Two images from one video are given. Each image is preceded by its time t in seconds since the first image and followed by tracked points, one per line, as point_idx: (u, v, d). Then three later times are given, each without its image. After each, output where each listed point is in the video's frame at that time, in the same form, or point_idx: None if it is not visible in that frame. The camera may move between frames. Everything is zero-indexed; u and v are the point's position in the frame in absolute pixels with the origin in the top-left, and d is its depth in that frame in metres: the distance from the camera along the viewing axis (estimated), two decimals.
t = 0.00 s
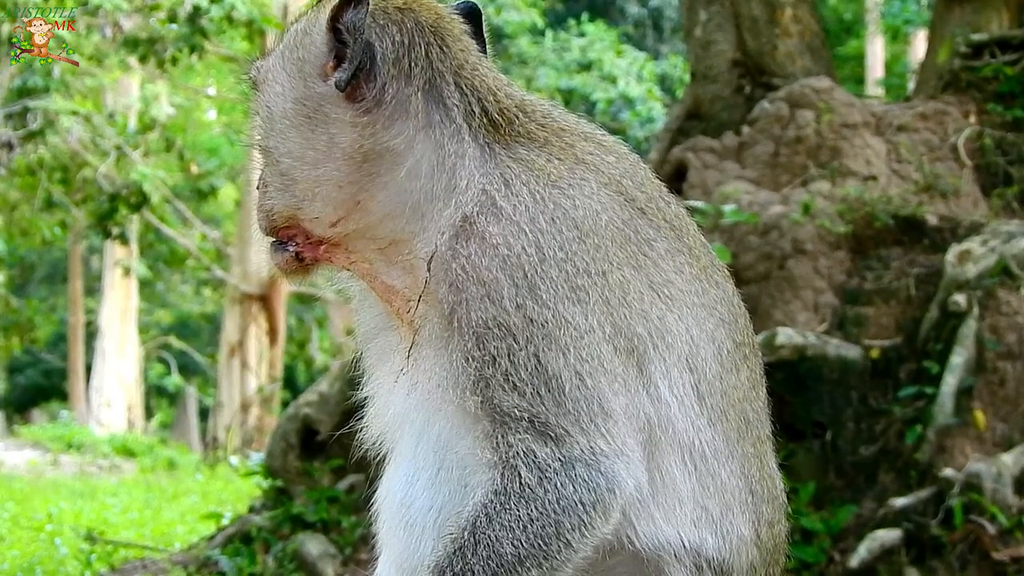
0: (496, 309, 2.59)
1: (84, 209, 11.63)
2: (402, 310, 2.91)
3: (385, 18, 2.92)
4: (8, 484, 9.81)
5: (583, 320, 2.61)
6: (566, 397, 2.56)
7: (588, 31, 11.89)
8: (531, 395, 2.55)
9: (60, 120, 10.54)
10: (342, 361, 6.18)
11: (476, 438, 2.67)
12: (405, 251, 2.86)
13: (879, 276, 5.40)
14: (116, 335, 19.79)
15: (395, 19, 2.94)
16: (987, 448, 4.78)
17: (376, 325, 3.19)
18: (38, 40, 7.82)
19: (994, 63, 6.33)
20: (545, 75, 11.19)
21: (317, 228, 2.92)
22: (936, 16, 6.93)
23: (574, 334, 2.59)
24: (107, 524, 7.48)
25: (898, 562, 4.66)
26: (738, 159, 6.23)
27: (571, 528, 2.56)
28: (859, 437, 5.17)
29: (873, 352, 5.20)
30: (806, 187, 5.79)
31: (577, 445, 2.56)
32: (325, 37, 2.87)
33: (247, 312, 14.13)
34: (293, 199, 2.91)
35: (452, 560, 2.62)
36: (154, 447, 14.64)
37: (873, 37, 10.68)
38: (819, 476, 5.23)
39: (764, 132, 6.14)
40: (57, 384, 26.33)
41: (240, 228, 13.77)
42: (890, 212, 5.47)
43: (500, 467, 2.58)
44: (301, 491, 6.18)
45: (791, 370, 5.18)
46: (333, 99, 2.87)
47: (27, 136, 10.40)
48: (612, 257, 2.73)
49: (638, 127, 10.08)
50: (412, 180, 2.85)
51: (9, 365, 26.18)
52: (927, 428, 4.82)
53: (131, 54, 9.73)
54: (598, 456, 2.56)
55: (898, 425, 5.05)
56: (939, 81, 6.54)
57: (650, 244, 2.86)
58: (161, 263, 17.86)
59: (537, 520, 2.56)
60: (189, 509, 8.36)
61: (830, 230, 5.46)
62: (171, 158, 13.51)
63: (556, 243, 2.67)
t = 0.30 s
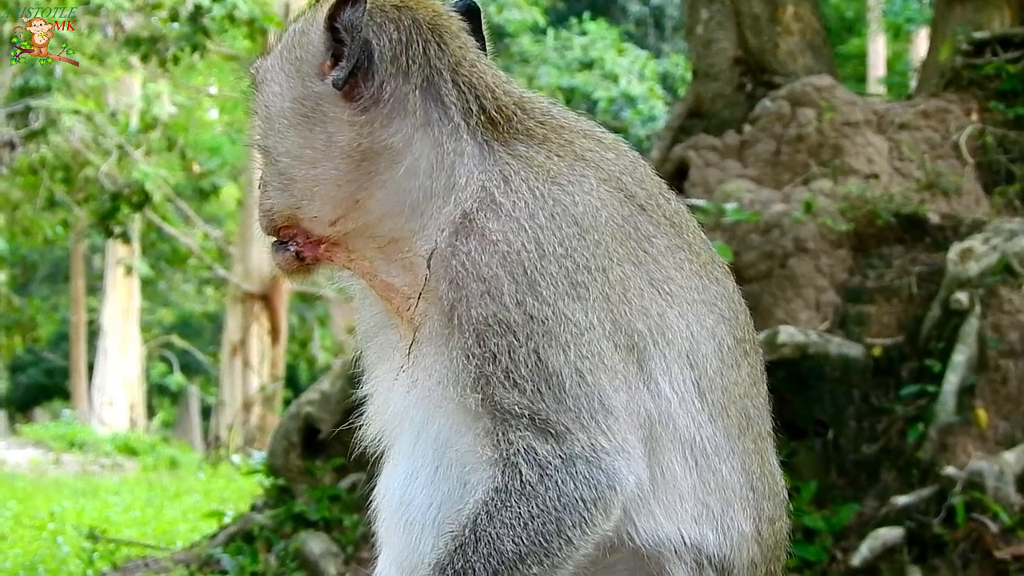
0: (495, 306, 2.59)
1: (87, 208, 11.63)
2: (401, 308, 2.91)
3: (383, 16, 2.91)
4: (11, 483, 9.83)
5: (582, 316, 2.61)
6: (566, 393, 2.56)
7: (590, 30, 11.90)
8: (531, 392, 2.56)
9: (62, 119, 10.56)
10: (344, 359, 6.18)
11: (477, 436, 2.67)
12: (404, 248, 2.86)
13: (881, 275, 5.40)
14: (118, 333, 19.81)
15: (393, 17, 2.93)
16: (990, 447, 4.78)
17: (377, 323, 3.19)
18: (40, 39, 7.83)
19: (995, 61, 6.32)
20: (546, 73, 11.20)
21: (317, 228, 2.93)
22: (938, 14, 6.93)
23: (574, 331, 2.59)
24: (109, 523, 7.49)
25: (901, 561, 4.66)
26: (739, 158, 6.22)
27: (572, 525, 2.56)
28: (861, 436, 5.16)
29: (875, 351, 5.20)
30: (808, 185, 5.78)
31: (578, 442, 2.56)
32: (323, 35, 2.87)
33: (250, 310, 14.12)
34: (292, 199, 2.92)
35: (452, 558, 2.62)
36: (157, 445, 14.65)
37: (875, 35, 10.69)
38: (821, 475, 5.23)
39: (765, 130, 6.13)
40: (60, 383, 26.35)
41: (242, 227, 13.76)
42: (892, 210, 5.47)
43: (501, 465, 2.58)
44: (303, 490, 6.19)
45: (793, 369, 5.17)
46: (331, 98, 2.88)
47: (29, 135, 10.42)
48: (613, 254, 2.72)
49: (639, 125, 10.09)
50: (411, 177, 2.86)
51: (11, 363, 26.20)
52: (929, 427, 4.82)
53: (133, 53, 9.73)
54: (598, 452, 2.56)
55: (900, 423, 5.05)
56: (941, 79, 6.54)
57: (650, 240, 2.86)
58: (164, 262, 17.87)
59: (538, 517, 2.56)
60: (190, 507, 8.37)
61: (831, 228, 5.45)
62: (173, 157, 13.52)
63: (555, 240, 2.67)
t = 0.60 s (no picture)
0: (495, 302, 2.59)
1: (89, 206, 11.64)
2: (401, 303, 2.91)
3: (387, 12, 2.92)
4: (14, 481, 9.85)
5: (582, 312, 2.61)
6: (566, 390, 2.56)
7: (592, 27, 11.90)
8: (531, 388, 2.56)
9: (64, 117, 10.56)
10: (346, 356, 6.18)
11: (477, 432, 2.67)
12: (402, 242, 2.87)
13: (882, 271, 5.40)
14: (121, 332, 19.83)
15: (397, 13, 2.93)
16: (992, 443, 4.78)
17: (376, 318, 3.20)
18: (42, 37, 7.84)
19: (998, 58, 6.32)
20: (548, 71, 11.21)
21: (314, 217, 2.94)
22: (940, 10, 6.92)
23: (573, 327, 2.59)
24: (112, 521, 7.50)
25: (903, 557, 4.65)
26: (741, 155, 6.23)
27: (572, 521, 2.56)
28: (863, 432, 5.16)
29: (877, 347, 5.20)
30: (810, 182, 5.77)
31: (578, 438, 2.56)
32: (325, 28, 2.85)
33: (252, 308, 14.08)
34: (289, 187, 2.93)
35: (452, 554, 2.62)
36: (159, 444, 14.66)
37: (877, 32, 10.69)
38: (823, 472, 5.23)
39: (767, 127, 6.13)
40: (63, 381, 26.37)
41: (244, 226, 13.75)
42: (894, 207, 5.47)
43: (501, 461, 2.58)
44: (305, 487, 6.20)
45: (795, 365, 5.17)
46: (330, 91, 2.87)
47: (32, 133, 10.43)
48: (612, 250, 2.72)
49: (641, 122, 10.10)
50: (411, 173, 2.86)
51: (14, 362, 26.22)
52: (931, 423, 4.80)
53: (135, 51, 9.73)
54: (599, 449, 2.56)
55: (902, 420, 5.05)
56: (943, 76, 6.54)
57: (650, 237, 2.86)
58: (166, 260, 17.88)
59: (538, 514, 2.56)
60: (194, 504, 8.38)
61: (833, 225, 5.44)
62: (176, 155, 13.53)
63: (555, 236, 2.67)
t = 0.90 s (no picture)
0: (497, 299, 2.58)
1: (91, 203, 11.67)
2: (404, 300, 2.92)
3: (400, 7, 2.91)
4: (15, 478, 9.85)
5: (584, 311, 2.61)
6: (569, 388, 2.56)
7: (594, 24, 11.88)
8: (533, 386, 2.56)
9: (65, 115, 10.57)
10: (347, 353, 6.18)
11: (479, 430, 2.67)
12: (405, 238, 2.89)
13: (884, 268, 5.40)
14: (122, 330, 19.82)
15: (409, 8, 2.92)
16: (993, 440, 4.78)
17: (378, 315, 3.20)
18: (40, 35, 7.81)
19: (999, 55, 6.31)
20: (550, 68, 11.20)
21: (314, 208, 2.96)
22: (942, 6, 6.91)
23: (576, 326, 2.59)
24: (113, 518, 7.50)
25: (904, 554, 4.65)
26: (743, 152, 6.23)
27: (574, 520, 2.56)
28: (864, 429, 5.16)
29: (879, 344, 5.19)
30: (811, 179, 5.77)
31: (580, 437, 2.56)
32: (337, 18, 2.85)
33: (253, 306, 14.06)
34: (291, 176, 2.94)
35: (455, 552, 2.62)
36: (160, 442, 14.66)
37: (879, 29, 10.67)
38: (825, 469, 5.24)
39: (769, 124, 6.14)
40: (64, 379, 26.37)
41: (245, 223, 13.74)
42: (895, 204, 5.46)
43: (503, 459, 2.58)
44: (307, 485, 6.20)
45: (797, 362, 5.17)
46: (338, 84, 2.88)
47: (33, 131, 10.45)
48: (615, 248, 2.72)
49: (642, 119, 10.10)
50: (414, 168, 2.86)
51: (15, 360, 26.22)
52: (933, 420, 4.79)
53: (136, 48, 9.71)
54: (601, 447, 2.56)
55: (903, 416, 5.03)
56: (944, 72, 6.54)
57: (652, 236, 2.86)
58: (167, 258, 17.88)
59: (540, 512, 2.56)
60: (195, 502, 8.37)
61: (835, 221, 5.45)
62: (176, 153, 13.53)
63: (558, 235, 2.66)
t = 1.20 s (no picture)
0: (502, 301, 2.59)
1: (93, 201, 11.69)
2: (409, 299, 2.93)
3: (411, 5, 2.91)
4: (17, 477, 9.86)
5: (588, 312, 2.61)
6: (572, 390, 2.57)
7: (595, 23, 11.88)
8: (537, 387, 2.57)
9: (67, 114, 10.57)
10: (350, 352, 6.18)
11: (482, 431, 2.67)
12: (409, 238, 2.90)
13: (886, 267, 5.41)
14: (123, 329, 19.83)
15: (419, 7, 2.93)
16: (995, 439, 4.79)
17: (381, 315, 3.20)
18: (42, 34, 7.78)
19: (1000, 54, 6.32)
20: (551, 67, 11.21)
21: (319, 206, 2.95)
22: (943, 5, 6.91)
23: (579, 328, 2.60)
24: (115, 517, 7.50)
25: (907, 553, 4.65)
26: (745, 151, 6.24)
27: (577, 520, 2.57)
28: (866, 429, 5.17)
29: (880, 344, 5.18)
30: (813, 178, 5.77)
31: (584, 438, 2.57)
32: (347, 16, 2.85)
33: (255, 305, 14.08)
34: (296, 174, 2.93)
35: (458, 552, 2.62)
36: (162, 441, 14.66)
37: (880, 28, 10.67)
38: (827, 468, 5.24)
39: (770, 123, 6.14)
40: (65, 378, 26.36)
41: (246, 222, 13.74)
42: (897, 203, 5.46)
43: (506, 460, 2.59)
44: (309, 484, 6.20)
45: (799, 362, 5.18)
46: (348, 82, 2.87)
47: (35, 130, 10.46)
48: (618, 250, 2.72)
49: (644, 118, 10.11)
50: (420, 168, 2.87)
51: (16, 358, 26.22)
52: (935, 419, 4.80)
53: (138, 47, 9.71)
54: (604, 449, 2.57)
55: (906, 416, 5.04)
56: (946, 72, 6.54)
57: (656, 237, 2.86)
58: (168, 257, 17.87)
59: (544, 513, 2.57)
60: (197, 501, 8.37)
61: (837, 221, 5.46)
62: (178, 152, 13.53)
63: (562, 237, 2.67)
